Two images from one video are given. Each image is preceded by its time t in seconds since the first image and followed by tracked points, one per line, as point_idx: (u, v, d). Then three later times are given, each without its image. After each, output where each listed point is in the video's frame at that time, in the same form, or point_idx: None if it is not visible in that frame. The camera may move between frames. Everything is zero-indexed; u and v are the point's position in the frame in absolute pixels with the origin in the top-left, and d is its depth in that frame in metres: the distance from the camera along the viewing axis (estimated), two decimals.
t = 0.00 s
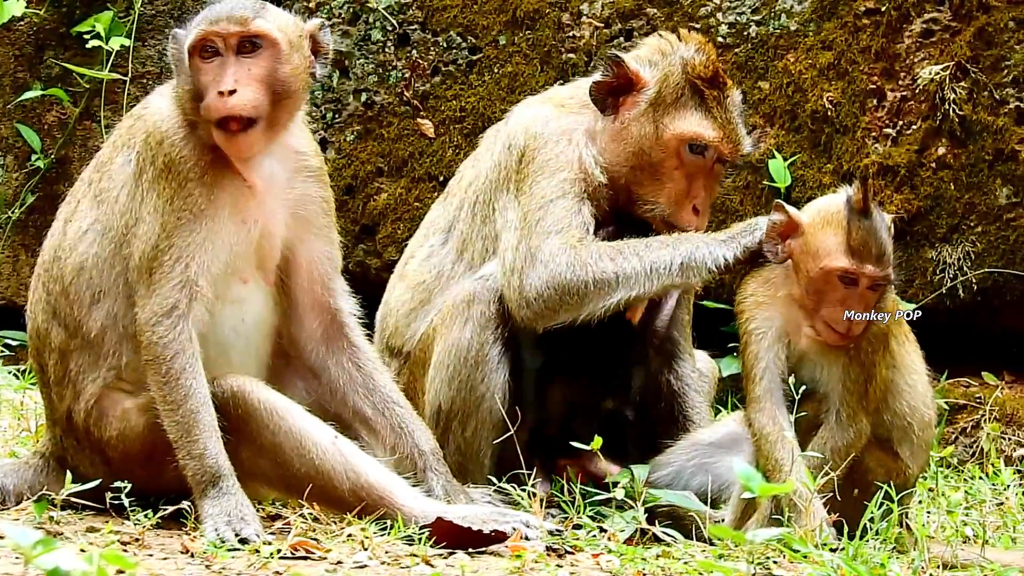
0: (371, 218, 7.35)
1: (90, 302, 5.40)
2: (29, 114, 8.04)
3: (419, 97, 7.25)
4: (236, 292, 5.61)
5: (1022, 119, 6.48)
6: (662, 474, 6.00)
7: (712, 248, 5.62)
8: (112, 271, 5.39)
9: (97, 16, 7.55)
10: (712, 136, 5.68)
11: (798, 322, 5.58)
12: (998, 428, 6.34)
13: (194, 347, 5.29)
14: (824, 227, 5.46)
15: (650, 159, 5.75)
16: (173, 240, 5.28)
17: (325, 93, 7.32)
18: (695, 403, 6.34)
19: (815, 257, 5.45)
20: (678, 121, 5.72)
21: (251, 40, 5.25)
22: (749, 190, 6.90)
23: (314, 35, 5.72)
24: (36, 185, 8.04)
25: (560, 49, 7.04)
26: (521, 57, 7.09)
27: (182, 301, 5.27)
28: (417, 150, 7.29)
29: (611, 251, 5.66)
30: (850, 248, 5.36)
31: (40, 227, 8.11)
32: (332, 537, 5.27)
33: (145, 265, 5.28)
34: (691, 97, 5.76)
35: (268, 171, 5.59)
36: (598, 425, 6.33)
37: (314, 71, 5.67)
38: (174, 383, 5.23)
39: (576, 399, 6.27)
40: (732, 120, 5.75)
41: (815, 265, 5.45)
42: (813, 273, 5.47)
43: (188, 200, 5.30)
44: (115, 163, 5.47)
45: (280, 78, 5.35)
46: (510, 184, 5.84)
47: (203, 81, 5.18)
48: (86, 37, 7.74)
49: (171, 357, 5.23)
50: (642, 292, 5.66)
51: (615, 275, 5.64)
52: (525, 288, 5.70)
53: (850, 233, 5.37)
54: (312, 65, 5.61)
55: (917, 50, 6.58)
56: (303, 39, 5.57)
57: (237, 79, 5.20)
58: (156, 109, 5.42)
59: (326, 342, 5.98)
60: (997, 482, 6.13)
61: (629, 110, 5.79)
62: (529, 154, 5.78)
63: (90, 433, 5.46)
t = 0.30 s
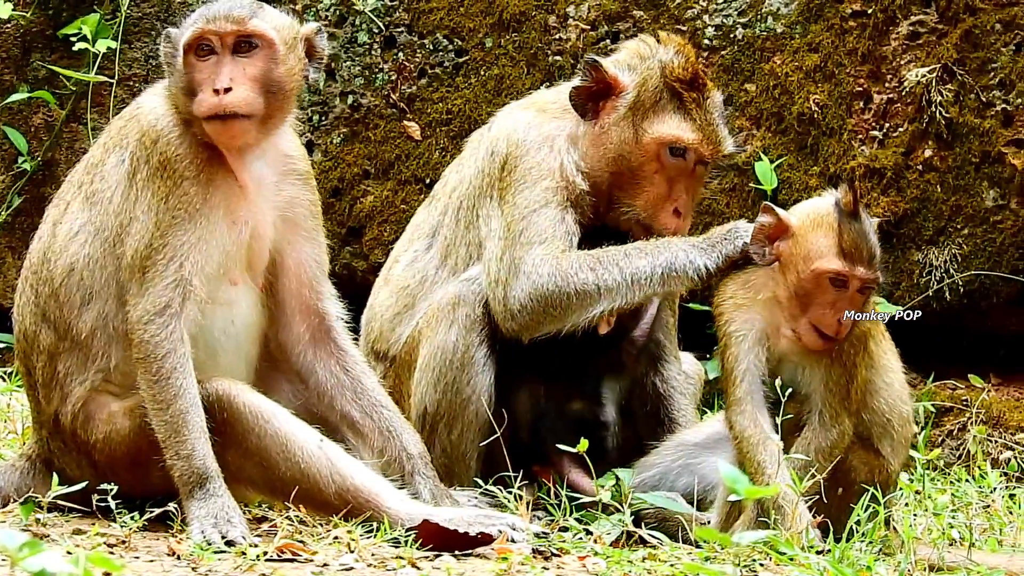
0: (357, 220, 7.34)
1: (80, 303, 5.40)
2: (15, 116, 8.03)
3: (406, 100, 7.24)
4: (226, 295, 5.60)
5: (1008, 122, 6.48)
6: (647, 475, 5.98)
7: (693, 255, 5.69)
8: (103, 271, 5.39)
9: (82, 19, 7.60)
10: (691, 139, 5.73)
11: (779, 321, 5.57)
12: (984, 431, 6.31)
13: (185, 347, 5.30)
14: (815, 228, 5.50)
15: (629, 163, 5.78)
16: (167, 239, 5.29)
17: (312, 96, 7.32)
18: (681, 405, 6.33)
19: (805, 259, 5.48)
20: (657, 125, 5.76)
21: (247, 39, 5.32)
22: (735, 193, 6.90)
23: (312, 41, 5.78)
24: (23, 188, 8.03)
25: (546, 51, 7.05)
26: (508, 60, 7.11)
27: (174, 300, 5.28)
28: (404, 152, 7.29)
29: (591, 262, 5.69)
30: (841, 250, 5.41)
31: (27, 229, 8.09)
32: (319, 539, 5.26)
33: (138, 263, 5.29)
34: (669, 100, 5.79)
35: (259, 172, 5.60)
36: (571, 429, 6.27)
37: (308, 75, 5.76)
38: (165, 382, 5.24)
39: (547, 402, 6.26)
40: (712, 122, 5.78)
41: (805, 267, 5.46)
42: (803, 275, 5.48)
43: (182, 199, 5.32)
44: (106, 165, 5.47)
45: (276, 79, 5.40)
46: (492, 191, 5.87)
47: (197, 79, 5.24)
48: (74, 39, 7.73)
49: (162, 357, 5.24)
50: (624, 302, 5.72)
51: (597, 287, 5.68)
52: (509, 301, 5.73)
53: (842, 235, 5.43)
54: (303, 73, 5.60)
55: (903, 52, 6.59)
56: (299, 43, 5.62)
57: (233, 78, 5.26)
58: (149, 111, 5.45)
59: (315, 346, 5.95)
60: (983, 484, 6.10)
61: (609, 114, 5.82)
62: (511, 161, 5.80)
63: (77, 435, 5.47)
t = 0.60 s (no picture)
0: (347, 222, 7.31)
1: (69, 306, 5.39)
2: (5, 118, 8.02)
3: (395, 101, 7.25)
4: (216, 298, 5.58)
5: (999, 123, 6.46)
6: (637, 476, 5.99)
7: (675, 256, 5.66)
8: (93, 275, 5.36)
9: (72, 22, 7.44)
10: (678, 141, 5.72)
11: (763, 323, 5.59)
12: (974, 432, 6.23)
13: (174, 349, 5.29)
14: (803, 233, 5.51)
15: (617, 166, 5.78)
16: (156, 242, 5.29)
17: (302, 98, 7.32)
18: (671, 407, 6.31)
19: (793, 264, 5.49)
20: (643, 127, 5.76)
21: (234, 39, 5.33)
22: (726, 195, 6.90)
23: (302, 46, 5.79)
24: (13, 190, 8.01)
25: (536, 53, 7.05)
26: (498, 61, 7.11)
27: (163, 303, 5.28)
28: (394, 154, 7.27)
29: (576, 266, 5.65)
30: (828, 256, 5.43)
31: (18, 231, 8.07)
32: (309, 542, 5.24)
33: (127, 266, 5.29)
34: (656, 103, 5.79)
35: (249, 175, 5.60)
36: (566, 433, 6.26)
37: (298, 81, 5.74)
38: (154, 384, 5.23)
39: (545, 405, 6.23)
40: (699, 124, 5.78)
41: (792, 272, 5.47)
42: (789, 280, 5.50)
43: (171, 202, 5.33)
44: (95, 167, 5.45)
45: (262, 80, 5.40)
46: (483, 195, 5.87)
47: (183, 78, 5.26)
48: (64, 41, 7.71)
49: (151, 360, 5.23)
50: (609, 305, 5.71)
51: (581, 291, 5.66)
52: (495, 305, 5.72)
53: (829, 241, 5.44)
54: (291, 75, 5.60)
55: (893, 54, 6.59)
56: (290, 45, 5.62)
57: (218, 77, 5.26)
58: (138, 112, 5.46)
59: (305, 349, 5.94)
60: (974, 486, 6.06)
61: (596, 116, 5.82)
62: (501, 164, 5.80)
63: (66, 438, 5.46)
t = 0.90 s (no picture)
0: (334, 223, 7.31)
1: (55, 309, 5.39)
2: None
3: (382, 103, 7.26)
4: (201, 300, 5.58)
5: (985, 126, 6.47)
6: (621, 478, 5.97)
7: (659, 269, 5.76)
8: (78, 276, 5.37)
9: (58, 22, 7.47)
10: (657, 150, 5.72)
11: (743, 327, 5.61)
12: (961, 436, 6.14)
13: (159, 350, 5.29)
14: (785, 229, 5.55)
15: (597, 174, 5.79)
16: (141, 243, 5.28)
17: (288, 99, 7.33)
18: (655, 409, 6.32)
19: (779, 260, 5.51)
20: (623, 136, 5.76)
21: (220, 41, 5.31)
22: (712, 197, 6.90)
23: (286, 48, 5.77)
24: None
25: (523, 55, 7.06)
26: (484, 63, 7.12)
27: (148, 304, 5.27)
28: (380, 155, 7.27)
29: (558, 270, 5.73)
30: (814, 249, 5.46)
31: (4, 232, 8.04)
32: (294, 543, 5.23)
33: (112, 267, 5.28)
34: (636, 111, 5.78)
35: (234, 177, 5.57)
36: (548, 436, 6.29)
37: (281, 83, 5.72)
38: (139, 386, 5.22)
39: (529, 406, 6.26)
40: (679, 133, 5.77)
41: (780, 270, 5.50)
42: (778, 277, 5.52)
43: (157, 203, 5.31)
44: (81, 168, 5.45)
45: (246, 82, 5.40)
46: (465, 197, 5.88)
47: (167, 79, 5.25)
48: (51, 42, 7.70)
49: (136, 361, 5.23)
50: (588, 311, 5.76)
51: (562, 294, 5.72)
52: (470, 304, 5.73)
53: (813, 234, 5.49)
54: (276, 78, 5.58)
55: (879, 56, 6.59)
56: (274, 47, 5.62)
57: (203, 80, 5.26)
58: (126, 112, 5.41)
59: (291, 350, 5.94)
60: (959, 489, 6.05)
61: (577, 124, 5.82)
62: (484, 167, 5.80)
63: (52, 439, 5.46)
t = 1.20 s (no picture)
0: (317, 227, 7.30)
1: (38, 314, 5.38)
2: None
3: (366, 106, 7.27)
4: (184, 304, 5.57)
5: (970, 130, 6.47)
6: (605, 480, 5.99)
7: (640, 274, 5.71)
8: (61, 282, 5.36)
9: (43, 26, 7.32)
10: (636, 158, 5.72)
11: (728, 330, 5.60)
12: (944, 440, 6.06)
13: (143, 354, 5.29)
14: (781, 230, 5.55)
15: (578, 181, 5.79)
16: (125, 246, 5.27)
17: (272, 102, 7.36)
18: (642, 412, 6.31)
19: (778, 261, 5.51)
20: (603, 145, 5.76)
21: (255, 50, 5.34)
22: (696, 201, 6.87)
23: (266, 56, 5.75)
24: None
25: (506, 59, 7.06)
26: (468, 67, 7.12)
27: (132, 308, 5.27)
28: (364, 160, 7.26)
29: (540, 279, 5.72)
30: (812, 246, 5.49)
31: None
32: (277, 547, 5.19)
33: (95, 271, 5.27)
34: (616, 120, 5.79)
35: (219, 184, 5.56)
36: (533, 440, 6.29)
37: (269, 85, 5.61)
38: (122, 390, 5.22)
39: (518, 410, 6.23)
40: (659, 141, 5.76)
41: (780, 269, 5.49)
42: (777, 278, 5.51)
43: (142, 207, 5.29)
44: (66, 173, 5.45)
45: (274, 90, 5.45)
46: (449, 206, 5.90)
47: (202, 84, 5.28)
48: (35, 46, 7.71)
49: (120, 364, 5.23)
50: (572, 320, 5.76)
51: (544, 304, 5.72)
52: (458, 315, 5.75)
53: (810, 231, 5.52)
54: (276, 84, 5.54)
55: (863, 60, 6.62)
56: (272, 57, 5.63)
57: (249, 87, 5.28)
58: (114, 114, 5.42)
59: (274, 356, 5.93)
60: (943, 493, 6.02)
61: (558, 132, 5.82)
62: (468, 176, 5.82)
63: (35, 443, 5.44)
